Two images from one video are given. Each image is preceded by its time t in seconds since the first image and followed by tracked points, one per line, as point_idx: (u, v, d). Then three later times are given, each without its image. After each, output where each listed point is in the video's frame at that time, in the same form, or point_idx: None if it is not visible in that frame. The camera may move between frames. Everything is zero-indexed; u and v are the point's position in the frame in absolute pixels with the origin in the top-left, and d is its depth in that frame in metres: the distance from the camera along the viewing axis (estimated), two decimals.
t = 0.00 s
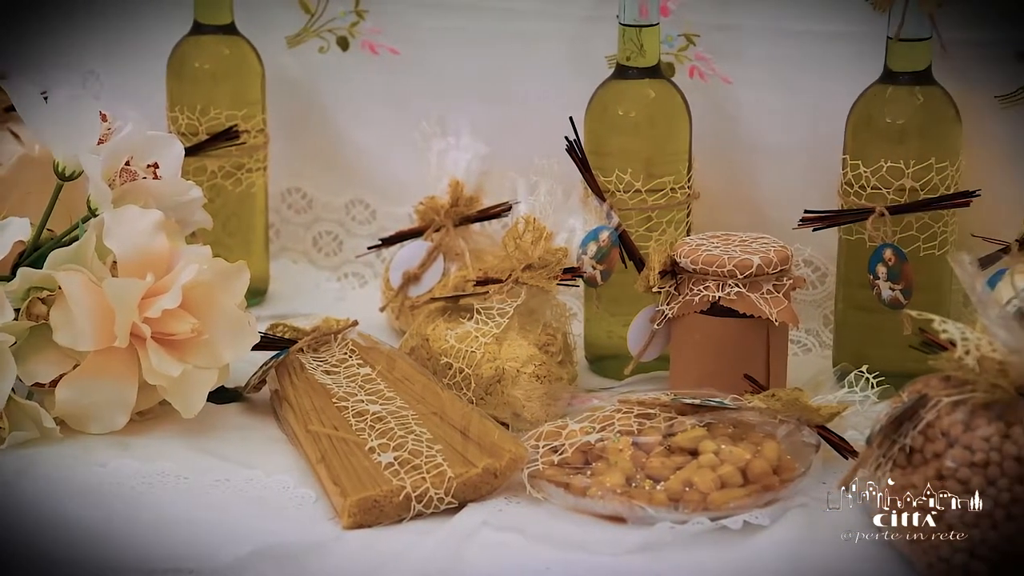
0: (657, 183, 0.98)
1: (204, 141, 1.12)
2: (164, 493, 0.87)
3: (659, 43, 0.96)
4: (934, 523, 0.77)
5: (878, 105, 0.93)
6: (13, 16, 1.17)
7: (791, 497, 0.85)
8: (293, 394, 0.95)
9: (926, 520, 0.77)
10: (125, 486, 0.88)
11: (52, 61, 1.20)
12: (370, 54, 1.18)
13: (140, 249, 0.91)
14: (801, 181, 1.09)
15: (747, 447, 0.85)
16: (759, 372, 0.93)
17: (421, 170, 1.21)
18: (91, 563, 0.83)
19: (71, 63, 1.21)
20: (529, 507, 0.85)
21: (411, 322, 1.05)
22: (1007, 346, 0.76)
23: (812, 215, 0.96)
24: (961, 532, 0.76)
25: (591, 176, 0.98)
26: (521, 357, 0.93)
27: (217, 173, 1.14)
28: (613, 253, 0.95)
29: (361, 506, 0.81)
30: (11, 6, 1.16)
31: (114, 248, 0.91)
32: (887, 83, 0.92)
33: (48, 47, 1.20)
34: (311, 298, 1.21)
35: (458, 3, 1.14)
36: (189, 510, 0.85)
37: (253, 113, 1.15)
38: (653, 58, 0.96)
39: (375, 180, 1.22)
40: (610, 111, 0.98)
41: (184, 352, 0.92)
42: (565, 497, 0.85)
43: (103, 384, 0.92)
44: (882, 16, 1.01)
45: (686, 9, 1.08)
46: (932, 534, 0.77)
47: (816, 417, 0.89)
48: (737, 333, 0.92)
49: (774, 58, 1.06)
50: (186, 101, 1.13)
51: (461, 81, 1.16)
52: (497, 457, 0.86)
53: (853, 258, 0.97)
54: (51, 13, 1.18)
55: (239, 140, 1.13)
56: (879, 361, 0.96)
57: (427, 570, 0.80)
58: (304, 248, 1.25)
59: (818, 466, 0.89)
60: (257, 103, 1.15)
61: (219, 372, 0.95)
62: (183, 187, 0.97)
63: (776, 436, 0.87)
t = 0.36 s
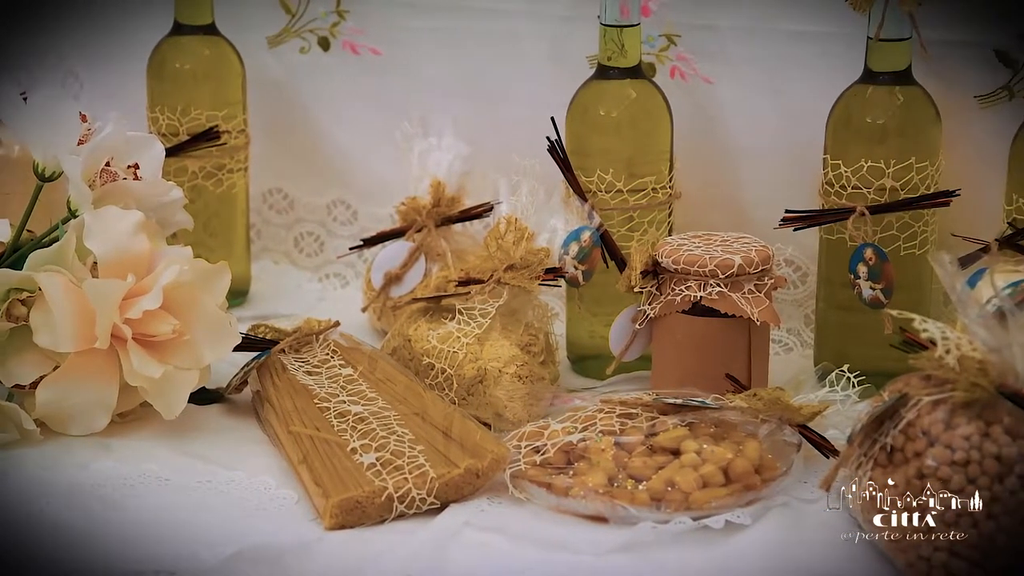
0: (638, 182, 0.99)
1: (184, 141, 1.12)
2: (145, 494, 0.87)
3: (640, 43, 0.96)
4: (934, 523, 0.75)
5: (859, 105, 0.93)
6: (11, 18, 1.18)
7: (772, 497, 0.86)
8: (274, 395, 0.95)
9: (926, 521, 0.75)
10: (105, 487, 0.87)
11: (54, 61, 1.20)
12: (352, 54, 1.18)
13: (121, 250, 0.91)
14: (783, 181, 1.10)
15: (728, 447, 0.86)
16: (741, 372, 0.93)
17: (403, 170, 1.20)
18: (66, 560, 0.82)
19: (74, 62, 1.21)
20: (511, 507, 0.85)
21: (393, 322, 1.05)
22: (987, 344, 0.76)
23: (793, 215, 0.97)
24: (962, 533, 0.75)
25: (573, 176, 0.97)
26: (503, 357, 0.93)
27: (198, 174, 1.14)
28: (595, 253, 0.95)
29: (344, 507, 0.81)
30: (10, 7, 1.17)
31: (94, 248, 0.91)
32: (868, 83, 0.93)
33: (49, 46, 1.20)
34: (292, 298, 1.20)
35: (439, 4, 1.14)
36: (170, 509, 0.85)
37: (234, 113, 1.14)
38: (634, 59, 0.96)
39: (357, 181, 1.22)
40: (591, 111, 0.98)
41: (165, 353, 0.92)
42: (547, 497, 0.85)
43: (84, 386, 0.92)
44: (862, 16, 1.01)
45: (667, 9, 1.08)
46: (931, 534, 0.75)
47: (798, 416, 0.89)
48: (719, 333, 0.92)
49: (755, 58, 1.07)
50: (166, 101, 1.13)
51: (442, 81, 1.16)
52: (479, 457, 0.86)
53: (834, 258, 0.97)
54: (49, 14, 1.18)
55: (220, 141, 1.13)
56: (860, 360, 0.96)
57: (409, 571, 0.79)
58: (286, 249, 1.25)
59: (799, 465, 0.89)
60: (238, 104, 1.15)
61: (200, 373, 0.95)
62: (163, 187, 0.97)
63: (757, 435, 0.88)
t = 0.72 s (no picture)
0: (622, 183, 0.99)
1: (168, 141, 1.11)
2: (129, 495, 0.87)
3: (624, 43, 0.96)
4: (933, 523, 0.75)
5: (842, 104, 0.93)
6: (11, 18, 1.18)
7: (757, 496, 0.86)
8: (259, 395, 0.95)
9: (926, 521, 0.75)
10: (89, 488, 0.87)
11: (55, 60, 1.20)
12: (335, 55, 1.18)
13: (104, 252, 0.91)
14: (767, 181, 1.10)
15: (713, 447, 0.86)
16: (725, 371, 0.94)
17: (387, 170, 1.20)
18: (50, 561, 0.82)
19: (75, 62, 1.21)
20: (495, 507, 0.85)
21: (378, 323, 1.05)
22: (970, 343, 0.76)
23: (777, 215, 0.97)
24: (961, 533, 0.74)
25: (558, 176, 0.98)
26: (488, 358, 0.93)
27: (181, 175, 1.13)
28: (579, 253, 0.95)
29: (328, 507, 0.81)
30: (10, 7, 1.17)
31: (78, 249, 0.90)
32: (851, 83, 0.93)
33: (50, 46, 1.20)
34: (277, 299, 1.20)
35: (423, 4, 1.14)
36: (153, 510, 0.85)
37: (218, 113, 1.14)
38: (618, 59, 0.96)
39: (341, 181, 1.22)
40: (575, 112, 0.98)
41: (149, 354, 0.92)
42: (532, 497, 0.85)
43: (68, 387, 0.92)
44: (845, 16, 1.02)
45: (651, 9, 1.08)
46: (931, 534, 0.75)
47: (782, 416, 0.89)
48: (703, 333, 0.92)
49: (738, 59, 1.07)
50: (149, 102, 1.13)
51: (426, 81, 1.16)
52: (464, 457, 0.86)
53: (818, 258, 0.97)
54: (49, 14, 1.18)
55: (204, 141, 1.13)
56: (844, 359, 0.97)
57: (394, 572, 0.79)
58: (271, 249, 1.25)
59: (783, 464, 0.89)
60: (222, 104, 1.15)
61: (184, 374, 0.95)
62: (147, 188, 0.96)
63: (741, 435, 0.88)
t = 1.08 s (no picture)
0: (608, 182, 0.99)
1: (154, 142, 1.11)
2: (117, 495, 0.87)
3: (610, 43, 0.97)
4: (933, 524, 0.74)
5: (828, 104, 0.93)
6: (10, 18, 1.18)
7: (744, 496, 0.86)
8: (245, 396, 0.95)
9: (926, 521, 0.75)
10: (76, 488, 0.87)
11: (57, 60, 1.20)
12: (322, 55, 1.18)
13: (89, 252, 0.91)
14: (753, 180, 1.10)
15: (699, 447, 0.86)
16: (711, 371, 0.94)
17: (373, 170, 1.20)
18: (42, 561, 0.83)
19: (76, 61, 1.21)
20: (482, 507, 0.85)
21: (364, 323, 1.05)
22: (955, 343, 0.77)
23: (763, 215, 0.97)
24: (961, 533, 0.74)
25: (544, 176, 0.98)
26: (475, 358, 0.93)
27: (167, 175, 1.13)
28: (566, 253, 0.96)
29: (315, 508, 0.81)
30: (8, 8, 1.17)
31: (63, 249, 0.90)
32: (837, 83, 0.93)
33: (51, 46, 1.20)
34: (263, 299, 1.20)
35: (408, 4, 1.14)
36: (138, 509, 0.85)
37: (204, 114, 1.14)
38: (604, 59, 0.97)
39: (328, 182, 1.22)
40: (561, 112, 0.98)
41: (135, 355, 0.92)
42: (519, 497, 0.85)
43: (53, 388, 0.91)
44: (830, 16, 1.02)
45: (637, 9, 1.08)
46: (931, 534, 0.74)
47: (769, 415, 0.89)
48: (689, 333, 0.92)
49: (723, 59, 1.07)
50: (134, 102, 1.13)
51: (412, 82, 1.16)
52: (450, 457, 0.85)
53: (804, 257, 0.97)
54: (49, 13, 1.18)
55: (189, 142, 1.12)
56: (830, 358, 0.97)
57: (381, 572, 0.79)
58: (257, 250, 1.25)
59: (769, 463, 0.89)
60: (208, 105, 1.15)
61: (170, 375, 0.95)
62: (133, 188, 0.96)
63: (727, 434, 0.88)
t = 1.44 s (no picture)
0: (595, 182, 0.99)
1: (139, 142, 1.11)
2: (104, 496, 0.86)
3: (596, 43, 0.97)
4: (934, 524, 0.74)
5: (813, 105, 0.94)
6: (10, 19, 1.18)
7: (730, 495, 0.86)
8: (231, 397, 0.94)
9: (926, 521, 0.74)
10: (63, 489, 0.87)
11: (58, 60, 1.20)
12: (308, 55, 1.18)
13: (75, 253, 0.90)
14: (739, 180, 1.10)
15: (686, 446, 0.86)
16: (698, 371, 0.94)
17: (359, 171, 1.20)
18: (26, 557, 0.83)
19: (78, 61, 1.21)
20: (469, 507, 0.85)
21: (350, 324, 1.05)
22: (941, 342, 0.77)
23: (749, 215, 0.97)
24: (961, 533, 0.74)
25: (530, 176, 0.98)
26: (461, 358, 0.93)
27: (153, 176, 1.13)
28: (552, 253, 0.96)
29: (301, 508, 0.81)
30: (6, 9, 1.17)
31: (48, 250, 0.90)
32: (822, 82, 0.93)
33: (52, 47, 1.20)
34: (249, 299, 1.20)
35: (394, 4, 1.13)
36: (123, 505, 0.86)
37: (190, 114, 1.14)
38: (590, 58, 0.97)
39: (315, 182, 1.22)
40: (547, 112, 0.98)
41: (121, 356, 0.92)
42: (505, 497, 0.85)
43: (39, 389, 0.91)
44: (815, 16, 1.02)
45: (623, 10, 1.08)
46: (931, 534, 0.74)
47: (755, 415, 0.89)
48: (676, 333, 0.92)
49: (708, 59, 1.07)
50: (120, 102, 1.13)
51: (398, 82, 1.16)
52: (437, 457, 0.85)
53: (791, 257, 0.98)
54: (49, 14, 1.18)
55: (175, 142, 1.12)
56: (816, 357, 0.97)
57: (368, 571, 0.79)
58: (243, 250, 1.25)
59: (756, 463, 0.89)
60: (194, 105, 1.15)
61: (157, 376, 0.94)
62: (118, 189, 0.96)
63: (714, 434, 0.88)
